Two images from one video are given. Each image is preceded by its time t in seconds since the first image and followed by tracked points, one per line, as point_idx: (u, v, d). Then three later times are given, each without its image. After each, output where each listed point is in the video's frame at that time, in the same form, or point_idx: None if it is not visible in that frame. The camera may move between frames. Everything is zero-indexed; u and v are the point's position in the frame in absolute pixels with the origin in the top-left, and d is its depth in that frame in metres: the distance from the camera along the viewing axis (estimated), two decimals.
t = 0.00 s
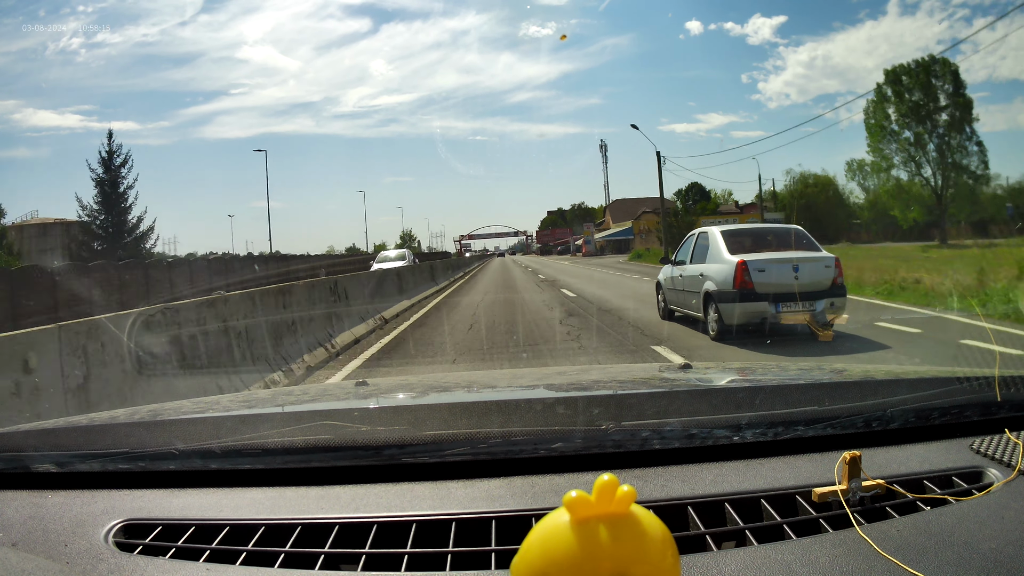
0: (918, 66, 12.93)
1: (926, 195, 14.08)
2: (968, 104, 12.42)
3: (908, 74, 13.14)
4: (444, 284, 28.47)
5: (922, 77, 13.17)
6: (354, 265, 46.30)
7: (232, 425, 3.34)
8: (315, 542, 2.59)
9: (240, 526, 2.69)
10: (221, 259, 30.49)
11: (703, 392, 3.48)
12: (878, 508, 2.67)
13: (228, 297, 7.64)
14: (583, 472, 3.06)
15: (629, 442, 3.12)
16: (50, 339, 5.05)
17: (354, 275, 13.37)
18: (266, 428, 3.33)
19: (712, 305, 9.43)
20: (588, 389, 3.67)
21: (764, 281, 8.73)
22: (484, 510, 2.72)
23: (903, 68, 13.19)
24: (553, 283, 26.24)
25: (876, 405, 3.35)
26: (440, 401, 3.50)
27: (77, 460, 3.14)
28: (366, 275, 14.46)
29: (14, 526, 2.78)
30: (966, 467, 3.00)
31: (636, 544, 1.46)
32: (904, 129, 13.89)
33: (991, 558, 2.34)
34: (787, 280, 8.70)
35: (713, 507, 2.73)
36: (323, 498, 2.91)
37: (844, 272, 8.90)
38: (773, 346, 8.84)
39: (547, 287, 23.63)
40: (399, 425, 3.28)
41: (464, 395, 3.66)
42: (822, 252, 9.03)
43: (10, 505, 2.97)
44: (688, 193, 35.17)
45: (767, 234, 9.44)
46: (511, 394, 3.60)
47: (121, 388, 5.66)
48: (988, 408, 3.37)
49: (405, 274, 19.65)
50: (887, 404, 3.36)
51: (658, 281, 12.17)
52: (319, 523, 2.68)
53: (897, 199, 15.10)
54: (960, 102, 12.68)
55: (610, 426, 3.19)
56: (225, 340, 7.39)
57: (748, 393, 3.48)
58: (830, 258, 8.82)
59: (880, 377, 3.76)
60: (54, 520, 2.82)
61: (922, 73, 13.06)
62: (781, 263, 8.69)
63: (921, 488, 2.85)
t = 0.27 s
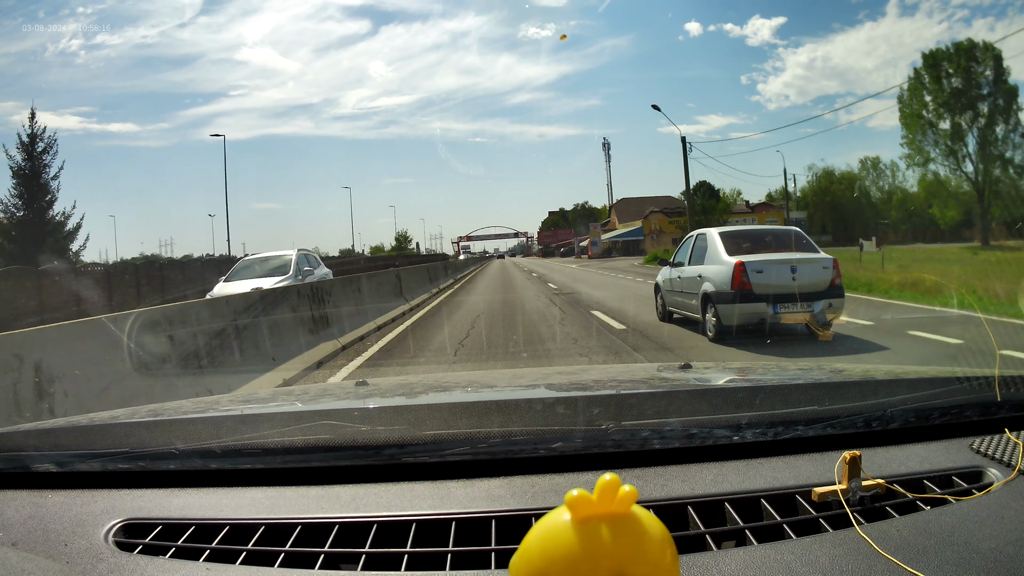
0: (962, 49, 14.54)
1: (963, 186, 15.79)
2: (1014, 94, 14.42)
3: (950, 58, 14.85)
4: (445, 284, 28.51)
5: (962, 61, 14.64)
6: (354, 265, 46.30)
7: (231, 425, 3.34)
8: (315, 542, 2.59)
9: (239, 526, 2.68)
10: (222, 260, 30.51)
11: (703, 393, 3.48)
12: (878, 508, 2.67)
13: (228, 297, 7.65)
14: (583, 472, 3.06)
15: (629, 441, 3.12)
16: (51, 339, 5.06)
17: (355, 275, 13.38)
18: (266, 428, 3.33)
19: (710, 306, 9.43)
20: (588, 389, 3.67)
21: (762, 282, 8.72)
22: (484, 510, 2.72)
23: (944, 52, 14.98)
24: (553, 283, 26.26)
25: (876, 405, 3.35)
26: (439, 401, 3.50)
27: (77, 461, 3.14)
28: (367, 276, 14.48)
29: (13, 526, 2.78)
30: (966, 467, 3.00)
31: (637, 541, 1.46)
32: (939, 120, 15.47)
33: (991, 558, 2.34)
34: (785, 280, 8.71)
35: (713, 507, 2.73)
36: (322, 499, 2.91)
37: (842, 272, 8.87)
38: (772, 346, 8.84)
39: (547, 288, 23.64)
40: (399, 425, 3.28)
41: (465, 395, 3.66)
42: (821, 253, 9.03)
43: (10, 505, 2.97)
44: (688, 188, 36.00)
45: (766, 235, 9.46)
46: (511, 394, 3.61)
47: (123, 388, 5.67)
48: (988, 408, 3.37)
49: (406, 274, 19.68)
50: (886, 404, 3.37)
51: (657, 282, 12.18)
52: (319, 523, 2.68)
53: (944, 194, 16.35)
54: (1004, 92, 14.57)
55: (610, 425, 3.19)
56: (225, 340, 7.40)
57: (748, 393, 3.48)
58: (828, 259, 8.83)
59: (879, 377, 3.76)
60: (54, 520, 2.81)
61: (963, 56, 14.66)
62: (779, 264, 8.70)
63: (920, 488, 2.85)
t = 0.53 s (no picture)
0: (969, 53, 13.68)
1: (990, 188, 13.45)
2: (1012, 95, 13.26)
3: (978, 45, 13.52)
4: (444, 284, 28.49)
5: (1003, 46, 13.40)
6: (353, 265, 46.27)
7: (232, 425, 3.34)
8: (315, 542, 2.59)
9: (240, 526, 2.68)
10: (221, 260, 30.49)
11: (704, 393, 3.48)
12: (878, 509, 2.67)
13: (228, 296, 7.64)
14: (583, 472, 3.06)
15: (629, 442, 3.12)
16: (50, 338, 5.04)
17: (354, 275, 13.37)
18: (266, 428, 3.32)
19: (708, 305, 9.43)
20: (587, 389, 3.67)
21: (760, 282, 8.72)
22: (484, 510, 2.71)
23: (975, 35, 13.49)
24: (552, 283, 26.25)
25: (876, 405, 3.35)
26: (439, 401, 3.50)
27: (77, 460, 3.14)
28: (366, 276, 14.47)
29: (13, 526, 2.77)
30: (966, 467, 3.00)
31: (636, 542, 1.46)
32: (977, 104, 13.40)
33: (991, 559, 2.34)
34: (783, 280, 8.72)
35: (713, 508, 2.73)
36: (322, 499, 2.91)
37: (840, 272, 8.88)
38: (771, 346, 8.83)
39: (546, 287, 23.63)
40: (399, 425, 3.28)
41: (465, 395, 3.65)
42: (818, 253, 9.05)
43: (10, 505, 2.97)
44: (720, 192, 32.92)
45: (764, 235, 9.47)
46: (511, 394, 3.60)
47: (122, 387, 5.66)
48: (988, 408, 3.37)
49: (405, 274, 19.68)
50: (886, 404, 3.37)
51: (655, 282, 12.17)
52: (319, 523, 2.68)
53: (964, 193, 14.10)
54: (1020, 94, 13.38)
55: (611, 426, 3.19)
56: (225, 339, 7.40)
57: (748, 393, 3.48)
58: (826, 258, 8.83)
59: (878, 377, 3.76)
60: (54, 520, 2.81)
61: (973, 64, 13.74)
62: (776, 264, 8.70)
63: (921, 488, 2.85)
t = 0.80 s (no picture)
0: None
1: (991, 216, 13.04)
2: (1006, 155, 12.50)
3: None
4: (444, 284, 28.51)
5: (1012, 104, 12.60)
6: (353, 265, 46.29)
7: (232, 425, 3.34)
8: (315, 542, 2.59)
9: (240, 526, 2.68)
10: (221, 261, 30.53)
11: (703, 393, 3.48)
12: (878, 509, 2.67)
13: (228, 297, 7.65)
14: (583, 472, 3.06)
15: (629, 442, 3.12)
16: (50, 339, 5.05)
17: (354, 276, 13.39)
18: (266, 428, 3.33)
19: (706, 306, 9.43)
20: (587, 389, 3.67)
21: (758, 283, 8.73)
22: (485, 510, 2.71)
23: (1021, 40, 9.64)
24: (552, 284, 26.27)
25: (876, 405, 3.35)
26: (439, 401, 3.50)
27: (77, 461, 3.14)
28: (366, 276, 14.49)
29: (13, 526, 2.77)
30: (966, 467, 3.00)
31: (636, 543, 1.46)
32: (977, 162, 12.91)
33: (992, 559, 2.34)
34: (781, 281, 8.72)
35: (713, 508, 2.73)
36: (322, 499, 2.91)
37: (838, 273, 8.88)
38: (771, 347, 8.84)
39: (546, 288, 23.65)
40: (399, 425, 3.28)
41: (464, 395, 3.65)
42: (817, 254, 9.04)
43: (10, 505, 2.97)
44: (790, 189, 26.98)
45: (762, 236, 9.46)
46: (510, 394, 3.60)
47: (122, 387, 5.67)
48: (988, 408, 3.37)
49: (405, 274, 19.70)
50: (886, 404, 3.37)
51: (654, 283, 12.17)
52: (319, 523, 2.68)
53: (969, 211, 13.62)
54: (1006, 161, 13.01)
55: (610, 426, 3.19)
56: (225, 339, 7.40)
57: (747, 393, 3.48)
58: (824, 259, 8.82)
59: (877, 377, 3.76)
60: (54, 520, 2.81)
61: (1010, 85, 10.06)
62: (774, 265, 8.70)
63: (920, 488, 2.85)
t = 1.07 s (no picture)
0: None
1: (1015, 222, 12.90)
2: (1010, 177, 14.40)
3: None
4: (444, 283, 28.51)
5: None
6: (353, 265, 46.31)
7: (232, 425, 3.34)
8: (315, 542, 2.59)
9: (240, 526, 2.68)
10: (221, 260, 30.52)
11: (703, 392, 3.48)
12: (878, 509, 2.67)
13: (229, 296, 7.64)
14: (583, 472, 3.07)
15: (629, 442, 3.13)
16: (50, 339, 5.04)
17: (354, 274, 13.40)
18: (267, 428, 3.33)
19: (705, 305, 9.42)
20: (587, 389, 3.66)
21: (756, 282, 8.73)
22: (484, 510, 2.71)
23: None
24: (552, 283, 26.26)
25: (876, 405, 3.35)
26: (439, 401, 3.50)
27: (77, 461, 3.14)
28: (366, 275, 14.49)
29: (13, 526, 2.77)
30: (966, 467, 3.00)
31: (635, 543, 1.46)
32: None
33: (992, 558, 2.34)
34: (778, 280, 8.71)
35: (713, 507, 2.73)
36: (322, 499, 2.91)
37: (836, 271, 8.85)
38: (770, 346, 8.83)
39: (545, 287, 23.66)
40: (399, 425, 3.28)
41: (464, 395, 3.65)
42: (816, 253, 9.03)
43: (10, 505, 2.97)
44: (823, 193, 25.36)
45: (762, 235, 9.42)
46: (510, 394, 3.60)
47: (122, 387, 5.67)
48: (988, 408, 3.37)
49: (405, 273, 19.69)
50: (886, 404, 3.37)
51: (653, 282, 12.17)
52: (319, 523, 2.68)
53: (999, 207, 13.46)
54: None
55: (610, 425, 3.19)
56: (225, 339, 7.39)
57: (747, 393, 3.48)
58: (823, 258, 8.82)
59: (877, 377, 3.76)
60: (54, 520, 2.81)
61: None
62: (773, 264, 8.69)
63: (920, 488, 2.85)
